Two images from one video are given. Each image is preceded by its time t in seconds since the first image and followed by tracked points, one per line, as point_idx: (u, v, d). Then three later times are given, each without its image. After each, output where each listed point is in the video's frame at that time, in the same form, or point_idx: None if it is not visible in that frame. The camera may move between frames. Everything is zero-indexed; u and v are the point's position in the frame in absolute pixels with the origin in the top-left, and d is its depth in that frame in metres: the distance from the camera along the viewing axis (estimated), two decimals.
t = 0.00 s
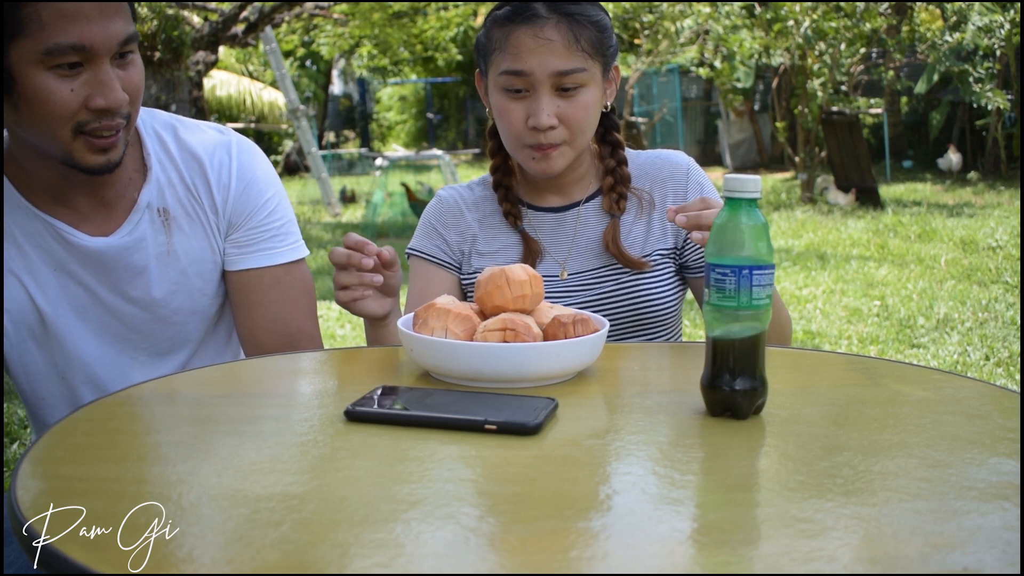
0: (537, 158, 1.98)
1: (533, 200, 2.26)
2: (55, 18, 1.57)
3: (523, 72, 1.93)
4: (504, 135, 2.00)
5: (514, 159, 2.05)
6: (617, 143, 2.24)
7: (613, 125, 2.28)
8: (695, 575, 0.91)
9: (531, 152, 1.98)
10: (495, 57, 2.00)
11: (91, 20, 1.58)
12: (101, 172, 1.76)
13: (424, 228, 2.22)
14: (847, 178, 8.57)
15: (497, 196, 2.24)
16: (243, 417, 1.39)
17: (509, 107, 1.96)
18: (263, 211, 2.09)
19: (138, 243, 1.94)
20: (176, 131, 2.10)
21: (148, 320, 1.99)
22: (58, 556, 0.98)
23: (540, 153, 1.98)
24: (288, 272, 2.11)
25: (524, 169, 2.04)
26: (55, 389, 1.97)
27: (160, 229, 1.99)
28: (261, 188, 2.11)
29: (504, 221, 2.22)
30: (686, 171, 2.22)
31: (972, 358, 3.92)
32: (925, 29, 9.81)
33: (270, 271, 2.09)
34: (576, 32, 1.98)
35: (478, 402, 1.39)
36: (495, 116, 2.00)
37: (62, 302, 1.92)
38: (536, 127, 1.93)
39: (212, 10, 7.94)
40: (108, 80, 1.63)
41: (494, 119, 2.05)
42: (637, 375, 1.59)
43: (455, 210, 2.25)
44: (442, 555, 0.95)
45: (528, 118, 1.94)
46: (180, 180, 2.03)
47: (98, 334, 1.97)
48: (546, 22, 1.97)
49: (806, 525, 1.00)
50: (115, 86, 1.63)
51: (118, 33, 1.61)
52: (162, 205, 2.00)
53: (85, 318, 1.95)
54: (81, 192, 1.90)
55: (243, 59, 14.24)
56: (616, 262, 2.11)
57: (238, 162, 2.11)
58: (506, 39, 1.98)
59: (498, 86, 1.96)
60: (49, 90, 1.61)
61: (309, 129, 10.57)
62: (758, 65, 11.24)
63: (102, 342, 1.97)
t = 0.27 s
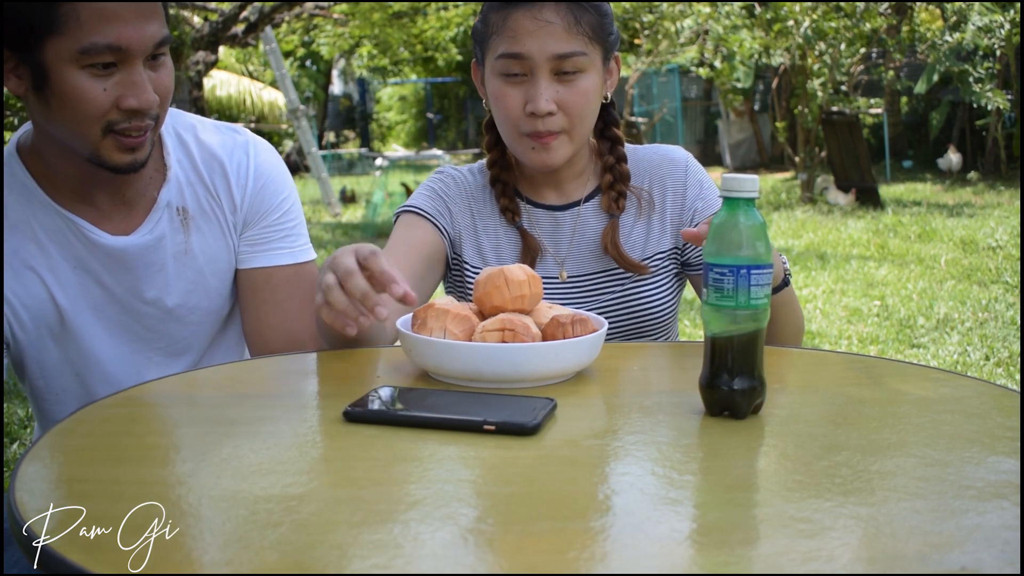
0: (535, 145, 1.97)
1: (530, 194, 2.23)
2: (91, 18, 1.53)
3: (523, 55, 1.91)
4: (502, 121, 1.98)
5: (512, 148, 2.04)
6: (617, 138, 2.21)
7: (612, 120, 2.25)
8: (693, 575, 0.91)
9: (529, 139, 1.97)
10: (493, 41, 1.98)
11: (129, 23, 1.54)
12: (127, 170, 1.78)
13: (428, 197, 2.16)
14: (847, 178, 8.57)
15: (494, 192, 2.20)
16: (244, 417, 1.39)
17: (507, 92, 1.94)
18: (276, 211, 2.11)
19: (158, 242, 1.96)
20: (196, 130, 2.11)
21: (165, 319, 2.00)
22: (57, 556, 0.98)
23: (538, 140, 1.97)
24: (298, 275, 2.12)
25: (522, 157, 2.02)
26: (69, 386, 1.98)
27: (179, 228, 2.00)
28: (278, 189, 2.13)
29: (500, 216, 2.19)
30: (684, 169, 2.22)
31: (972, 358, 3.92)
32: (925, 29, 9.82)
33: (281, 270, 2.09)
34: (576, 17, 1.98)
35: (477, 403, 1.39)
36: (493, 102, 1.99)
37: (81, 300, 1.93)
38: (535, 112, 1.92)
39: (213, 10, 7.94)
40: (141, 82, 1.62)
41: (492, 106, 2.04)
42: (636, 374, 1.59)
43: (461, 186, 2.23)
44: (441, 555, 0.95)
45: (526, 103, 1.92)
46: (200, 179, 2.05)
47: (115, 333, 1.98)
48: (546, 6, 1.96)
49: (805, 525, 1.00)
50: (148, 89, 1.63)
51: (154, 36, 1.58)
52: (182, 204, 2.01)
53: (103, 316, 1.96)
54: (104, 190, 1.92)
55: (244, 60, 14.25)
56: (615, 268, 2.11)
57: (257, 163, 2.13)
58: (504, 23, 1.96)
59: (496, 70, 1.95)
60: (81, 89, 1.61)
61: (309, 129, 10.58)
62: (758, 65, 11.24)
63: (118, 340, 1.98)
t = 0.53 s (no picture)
0: (524, 141, 1.89)
1: (526, 198, 2.21)
2: (110, 13, 1.53)
3: (511, 46, 1.82)
4: (488, 115, 1.90)
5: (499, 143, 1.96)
6: (613, 140, 2.20)
7: (610, 121, 2.24)
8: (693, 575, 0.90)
9: (518, 134, 1.89)
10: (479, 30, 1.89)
11: (146, 20, 1.54)
12: (138, 165, 1.79)
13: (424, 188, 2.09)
14: (847, 178, 8.57)
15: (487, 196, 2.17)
16: (243, 418, 1.39)
17: (493, 84, 1.85)
18: (282, 211, 2.14)
19: (172, 238, 1.96)
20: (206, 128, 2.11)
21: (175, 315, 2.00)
22: (57, 557, 0.98)
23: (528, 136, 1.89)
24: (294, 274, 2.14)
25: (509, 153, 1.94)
26: (75, 382, 1.97)
27: (190, 225, 2.00)
28: (284, 189, 2.15)
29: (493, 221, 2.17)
30: (681, 165, 2.21)
31: (972, 358, 3.92)
32: (925, 30, 9.83)
33: (282, 268, 2.12)
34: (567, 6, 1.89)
35: (476, 404, 1.38)
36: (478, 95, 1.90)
37: (91, 294, 1.92)
38: (524, 106, 1.83)
39: (213, 10, 7.93)
40: (155, 78, 1.63)
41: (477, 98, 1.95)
42: (636, 375, 1.58)
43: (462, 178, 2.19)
44: (441, 556, 0.95)
45: (516, 97, 1.84)
46: (211, 178, 2.05)
47: (124, 328, 1.97)
48: None
49: (805, 526, 1.00)
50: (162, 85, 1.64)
51: (172, 33, 1.57)
52: (194, 201, 2.01)
53: (113, 312, 1.95)
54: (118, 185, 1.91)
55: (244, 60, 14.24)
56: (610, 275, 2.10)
57: (265, 164, 2.14)
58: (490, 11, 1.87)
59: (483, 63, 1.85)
60: (96, 83, 1.62)
61: (309, 129, 10.57)
62: (758, 65, 11.24)
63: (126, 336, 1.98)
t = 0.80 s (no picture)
0: (534, 137, 1.89)
1: (537, 187, 2.25)
2: None
3: (525, 43, 1.82)
4: (501, 110, 1.90)
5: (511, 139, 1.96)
6: (623, 138, 2.15)
7: (622, 120, 2.20)
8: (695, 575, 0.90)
9: (528, 129, 1.89)
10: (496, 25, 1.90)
11: None
12: (66, 155, 1.77)
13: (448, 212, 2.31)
14: (847, 178, 8.57)
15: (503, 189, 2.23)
16: (242, 417, 1.39)
17: (507, 79, 1.86)
18: (260, 201, 2.13)
19: (144, 232, 1.98)
20: (182, 121, 2.13)
21: (153, 309, 2.03)
22: (55, 556, 0.99)
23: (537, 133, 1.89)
24: (280, 263, 2.14)
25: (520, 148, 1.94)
26: (58, 380, 2.00)
27: (165, 218, 2.02)
28: (261, 179, 2.15)
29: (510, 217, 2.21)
30: (690, 165, 2.16)
31: (972, 358, 3.92)
32: (924, 30, 9.83)
33: (260, 258, 2.11)
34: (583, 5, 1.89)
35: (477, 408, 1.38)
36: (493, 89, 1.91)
37: (67, 293, 1.96)
38: (534, 102, 1.83)
39: (212, 10, 7.92)
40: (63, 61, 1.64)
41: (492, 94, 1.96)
42: (637, 375, 1.59)
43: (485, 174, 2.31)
44: (440, 556, 0.95)
45: (526, 93, 1.84)
46: (185, 171, 2.07)
47: (103, 324, 2.00)
48: None
49: (805, 526, 1.01)
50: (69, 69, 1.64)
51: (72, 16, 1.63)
52: (168, 195, 2.03)
53: (89, 310, 1.99)
54: (89, 185, 1.97)
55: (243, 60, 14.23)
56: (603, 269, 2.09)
57: (241, 154, 2.15)
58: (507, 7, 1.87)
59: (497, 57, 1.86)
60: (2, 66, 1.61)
61: (309, 129, 10.57)
62: (757, 65, 11.23)
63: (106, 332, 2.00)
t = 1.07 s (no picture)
0: (515, 132, 1.85)
1: (519, 193, 2.20)
2: None
3: (506, 36, 1.78)
4: (482, 104, 1.86)
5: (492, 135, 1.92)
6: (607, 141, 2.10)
7: (607, 121, 2.14)
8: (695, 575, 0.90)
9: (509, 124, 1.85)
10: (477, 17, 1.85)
11: None
12: (68, 157, 1.78)
13: (426, 216, 2.27)
14: (847, 178, 8.57)
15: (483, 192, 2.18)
16: (241, 418, 1.39)
17: (487, 73, 1.82)
18: (260, 199, 2.13)
19: (144, 232, 1.98)
20: (180, 118, 2.13)
21: (153, 310, 2.03)
22: (55, 557, 0.99)
23: (518, 128, 1.85)
24: (280, 262, 2.14)
25: (501, 144, 1.91)
26: (58, 381, 2.00)
27: (164, 218, 2.02)
28: (261, 177, 2.15)
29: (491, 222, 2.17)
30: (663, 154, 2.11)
31: (972, 358, 3.92)
32: (925, 30, 9.82)
33: (261, 257, 2.11)
34: None
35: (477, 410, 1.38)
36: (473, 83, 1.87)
37: (67, 294, 1.96)
38: (514, 98, 1.79)
39: (212, 10, 7.91)
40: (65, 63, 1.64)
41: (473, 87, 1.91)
42: (637, 375, 1.58)
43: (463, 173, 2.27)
44: (441, 556, 0.95)
45: (506, 87, 1.80)
46: (184, 169, 2.07)
47: (103, 325, 2.01)
48: None
49: (805, 525, 1.01)
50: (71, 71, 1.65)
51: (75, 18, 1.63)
52: (167, 195, 2.03)
53: (89, 311, 1.99)
54: (89, 185, 1.96)
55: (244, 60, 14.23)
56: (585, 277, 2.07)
57: (240, 153, 2.15)
58: None
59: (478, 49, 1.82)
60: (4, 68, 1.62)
61: (309, 129, 10.56)
62: (758, 65, 11.23)
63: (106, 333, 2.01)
